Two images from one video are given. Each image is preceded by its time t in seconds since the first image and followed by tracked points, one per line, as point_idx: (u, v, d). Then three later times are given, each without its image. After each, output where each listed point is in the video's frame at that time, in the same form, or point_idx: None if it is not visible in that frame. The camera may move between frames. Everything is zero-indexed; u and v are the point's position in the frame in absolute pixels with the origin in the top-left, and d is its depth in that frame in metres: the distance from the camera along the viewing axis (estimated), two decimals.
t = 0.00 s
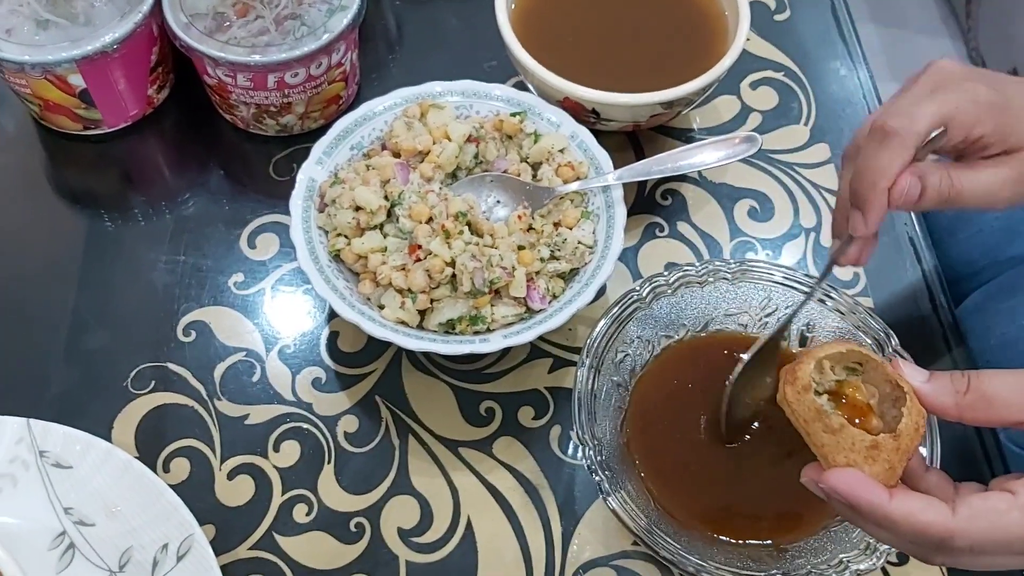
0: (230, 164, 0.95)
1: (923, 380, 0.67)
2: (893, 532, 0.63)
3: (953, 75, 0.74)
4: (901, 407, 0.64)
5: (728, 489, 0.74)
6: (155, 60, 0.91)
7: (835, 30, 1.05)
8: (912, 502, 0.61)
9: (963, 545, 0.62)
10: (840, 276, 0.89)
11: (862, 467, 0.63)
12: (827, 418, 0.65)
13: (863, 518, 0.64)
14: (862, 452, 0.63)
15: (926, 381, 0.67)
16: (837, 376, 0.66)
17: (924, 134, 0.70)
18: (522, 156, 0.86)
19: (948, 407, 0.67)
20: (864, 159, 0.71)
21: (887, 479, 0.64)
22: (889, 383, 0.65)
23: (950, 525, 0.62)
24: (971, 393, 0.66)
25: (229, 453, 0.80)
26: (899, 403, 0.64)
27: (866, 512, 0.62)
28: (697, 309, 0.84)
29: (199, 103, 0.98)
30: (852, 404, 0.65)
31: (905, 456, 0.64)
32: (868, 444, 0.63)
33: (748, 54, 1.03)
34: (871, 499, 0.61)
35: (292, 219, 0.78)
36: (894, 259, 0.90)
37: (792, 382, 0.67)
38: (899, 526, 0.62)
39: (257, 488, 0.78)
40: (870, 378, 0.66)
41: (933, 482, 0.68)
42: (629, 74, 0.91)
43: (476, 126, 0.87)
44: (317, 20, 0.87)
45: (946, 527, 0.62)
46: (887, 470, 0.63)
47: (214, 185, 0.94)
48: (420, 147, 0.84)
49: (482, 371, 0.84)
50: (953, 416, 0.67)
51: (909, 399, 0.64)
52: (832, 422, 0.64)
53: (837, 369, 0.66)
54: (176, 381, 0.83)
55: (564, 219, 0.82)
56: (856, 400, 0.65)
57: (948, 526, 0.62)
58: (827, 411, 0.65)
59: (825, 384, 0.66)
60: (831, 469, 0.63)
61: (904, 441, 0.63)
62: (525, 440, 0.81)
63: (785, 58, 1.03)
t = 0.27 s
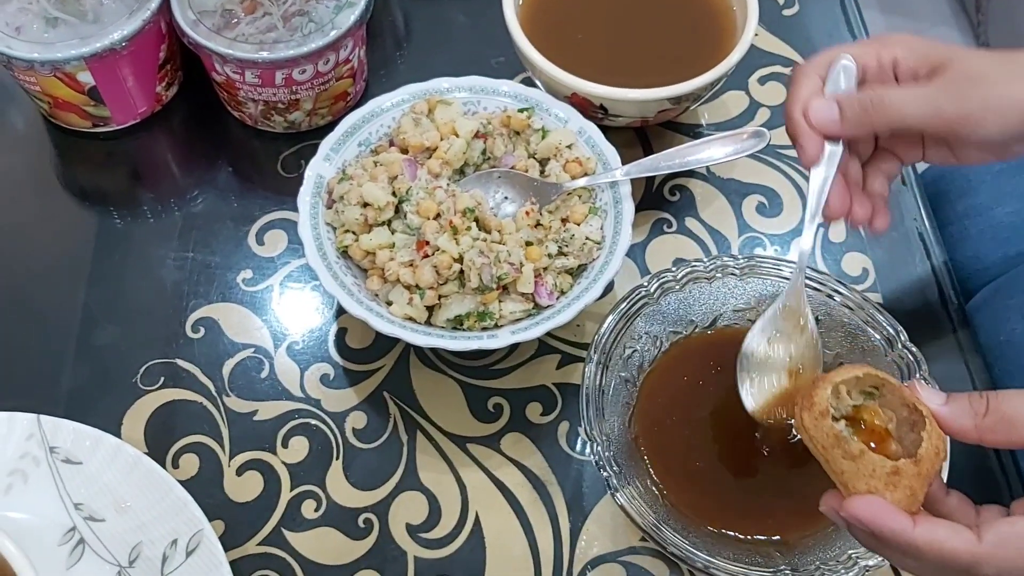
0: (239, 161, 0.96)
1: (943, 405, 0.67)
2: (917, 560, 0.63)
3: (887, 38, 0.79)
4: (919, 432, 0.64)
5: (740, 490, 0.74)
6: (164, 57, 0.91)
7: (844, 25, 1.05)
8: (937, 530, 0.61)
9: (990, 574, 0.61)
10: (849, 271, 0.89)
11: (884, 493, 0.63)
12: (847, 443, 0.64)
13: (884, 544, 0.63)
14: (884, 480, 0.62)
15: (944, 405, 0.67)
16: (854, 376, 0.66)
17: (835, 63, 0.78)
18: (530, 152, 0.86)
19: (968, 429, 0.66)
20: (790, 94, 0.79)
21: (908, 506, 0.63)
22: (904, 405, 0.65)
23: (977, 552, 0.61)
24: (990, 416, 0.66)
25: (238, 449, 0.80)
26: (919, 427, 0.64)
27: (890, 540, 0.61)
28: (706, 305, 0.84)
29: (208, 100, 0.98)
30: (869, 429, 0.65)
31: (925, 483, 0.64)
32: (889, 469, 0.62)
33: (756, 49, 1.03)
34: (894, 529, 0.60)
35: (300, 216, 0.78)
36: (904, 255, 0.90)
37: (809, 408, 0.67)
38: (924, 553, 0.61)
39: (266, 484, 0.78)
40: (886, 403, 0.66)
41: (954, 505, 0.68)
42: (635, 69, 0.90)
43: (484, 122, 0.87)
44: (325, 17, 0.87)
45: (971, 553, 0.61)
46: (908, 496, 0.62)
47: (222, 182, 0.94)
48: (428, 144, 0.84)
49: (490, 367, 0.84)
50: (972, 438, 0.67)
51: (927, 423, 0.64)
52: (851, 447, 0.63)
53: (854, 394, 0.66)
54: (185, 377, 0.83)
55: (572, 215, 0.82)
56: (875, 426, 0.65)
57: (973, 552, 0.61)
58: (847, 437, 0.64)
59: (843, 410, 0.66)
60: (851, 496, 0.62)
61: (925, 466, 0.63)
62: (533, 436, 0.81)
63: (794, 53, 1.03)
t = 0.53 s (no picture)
0: (246, 160, 0.96)
1: (939, 374, 0.67)
2: (910, 522, 0.62)
3: None
4: (916, 401, 0.65)
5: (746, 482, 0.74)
6: (171, 56, 0.91)
7: (852, 21, 1.05)
8: (929, 491, 0.60)
9: (982, 535, 0.60)
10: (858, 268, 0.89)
11: (878, 457, 0.63)
12: (844, 408, 0.65)
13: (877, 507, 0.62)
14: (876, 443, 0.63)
15: (941, 376, 0.67)
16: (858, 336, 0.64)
17: None
18: (536, 150, 0.86)
19: (964, 399, 0.67)
20: None
21: (902, 471, 0.63)
22: (904, 377, 0.66)
23: (968, 514, 0.60)
24: (986, 387, 0.66)
25: (246, 447, 0.80)
26: (916, 397, 0.65)
27: (880, 500, 0.60)
28: (714, 302, 0.83)
29: (215, 100, 0.98)
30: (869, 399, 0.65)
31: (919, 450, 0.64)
32: (884, 434, 0.63)
33: (763, 46, 1.03)
34: (884, 487, 0.59)
35: (307, 214, 0.78)
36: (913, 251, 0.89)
37: (808, 376, 0.68)
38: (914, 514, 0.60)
39: (274, 483, 0.78)
40: (885, 373, 0.67)
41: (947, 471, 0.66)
42: (642, 67, 0.90)
43: (491, 120, 0.87)
44: (332, 16, 0.87)
45: (962, 514, 0.60)
46: (902, 460, 0.62)
47: (229, 181, 0.95)
48: (435, 142, 0.84)
49: (498, 366, 0.84)
50: (969, 410, 0.67)
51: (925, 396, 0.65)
52: (848, 412, 0.64)
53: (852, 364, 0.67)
54: (193, 376, 0.83)
55: (579, 214, 0.82)
56: (872, 395, 0.65)
57: (965, 513, 0.60)
58: (845, 403, 0.65)
59: (841, 378, 0.66)
60: (849, 459, 0.61)
61: (920, 432, 0.64)
62: (541, 435, 0.81)
63: (801, 50, 1.02)
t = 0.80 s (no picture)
0: (244, 161, 0.96)
1: (936, 347, 0.71)
2: (900, 489, 0.64)
3: None
4: (910, 371, 0.66)
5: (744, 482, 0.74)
6: (169, 57, 0.91)
7: (851, 21, 1.04)
8: (919, 459, 0.62)
9: (968, 502, 0.62)
10: (857, 269, 0.89)
11: (870, 425, 0.65)
12: (837, 374, 0.66)
13: (869, 474, 0.64)
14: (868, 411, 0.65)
15: (936, 348, 0.71)
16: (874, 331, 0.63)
17: None
18: (535, 151, 0.86)
19: (959, 372, 0.71)
20: None
21: (893, 439, 0.65)
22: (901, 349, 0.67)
23: (957, 482, 0.62)
24: (981, 359, 0.70)
25: (245, 449, 0.80)
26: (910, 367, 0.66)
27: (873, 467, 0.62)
28: (713, 303, 0.83)
29: (213, 100, 0.98)
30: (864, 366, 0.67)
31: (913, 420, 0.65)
32: (876, 401, 0.65)
33: (763, 46, 1.03)
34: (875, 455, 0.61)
35: (306, 215, 0.78)
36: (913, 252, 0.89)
37: (803, 342, 0.69)
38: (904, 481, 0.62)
39: (273, 484, 0.78)
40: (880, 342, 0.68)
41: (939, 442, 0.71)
42: (641, 67, 0.90)
43: (489, 121, 0.87)
44: (330, 16, 0.87)
45: (951, 482, 0.62)
46: (894, 428, 0.65)
47: (228, 182, 0.95)
48: (433, 143, 0.84)
49: (497, 367, 0.84)
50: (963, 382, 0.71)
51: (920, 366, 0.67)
52: (841, 378, 0.66)
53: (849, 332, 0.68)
54: (192, 377, 0.83)
55: (578, 214, 0.82)
56: (866, 362, 0.66)
57: (954, 482, 0.62)
58: (838, 368, 0.66)
59: (836, 346, 0.68)
60: (841, 426, 0.64)
61: (913, 400, 0.65)
62: (540, 435, 0.81)
63: (801, 50, 1.02)
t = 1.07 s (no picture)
0: (238, 164, 0.95)
1: (924, 348, 0.71)
2: (886, 488, 0.64)
3: None
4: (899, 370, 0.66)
5: (741, 488, 0.74)
6: (162, 60, 0.91)
7: (845, 24, 1.04)
8: (906, 459, 0.62)
9: (953, 502, 0.62)
10: (853, 272, 0.88)
11: (859, 425, 0.64)
12: (828, 374, 0.65)
13: (856, 473, 0.64)
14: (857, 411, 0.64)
15: (926, 350, 0.71)
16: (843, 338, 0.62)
17: None
18: (530, 155, 0.86)
19: (947, 374, 0.70)
20: None
21: (882, 440, 0.65)
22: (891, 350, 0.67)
23: (942, 482, 0.62)
24: (969, 362, 0.70)
25: (238, 454, 0.79)
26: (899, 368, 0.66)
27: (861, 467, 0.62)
28: (708, 307, 0.83)
29: (206, 104, 0.98)
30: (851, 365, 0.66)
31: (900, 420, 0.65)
32: (866, 401, 0.64)
33: (758, 50, 1.02)
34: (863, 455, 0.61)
35: (300, 219, 0.78)
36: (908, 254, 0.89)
37: (793, 342, 0.68)
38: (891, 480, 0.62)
39: (267, 490, 0.77)
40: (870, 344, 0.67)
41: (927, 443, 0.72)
42: (636, 70, 0.90)
43: (484, 124, 0.86)
44: (324, 19, 0.87)
45: (937, 482, 0.62)
46: (881, 429, 0.64)
47: (222, 186, 0.94)
48: (428, 147, 0.83)
49: (491, 371, 0.83)
50: (952, 384, 0.71)
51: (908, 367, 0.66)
52: (832, 378, 0.65)
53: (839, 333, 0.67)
54: (185, 382, 0.83)
55: (573, 218, 0.81)
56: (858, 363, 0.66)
57: (940, 482, 0.62)
58: (829, 367, 0.66)
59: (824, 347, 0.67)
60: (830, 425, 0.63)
61: (901, 401, 0.64)
62: (535, 440, 0.80)
63: (796, 54, 1.02)
